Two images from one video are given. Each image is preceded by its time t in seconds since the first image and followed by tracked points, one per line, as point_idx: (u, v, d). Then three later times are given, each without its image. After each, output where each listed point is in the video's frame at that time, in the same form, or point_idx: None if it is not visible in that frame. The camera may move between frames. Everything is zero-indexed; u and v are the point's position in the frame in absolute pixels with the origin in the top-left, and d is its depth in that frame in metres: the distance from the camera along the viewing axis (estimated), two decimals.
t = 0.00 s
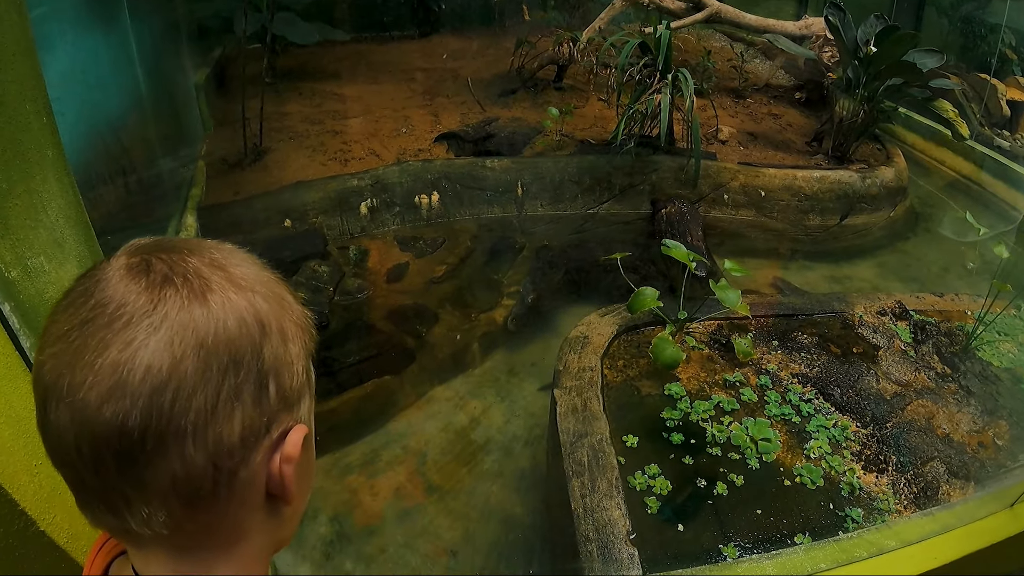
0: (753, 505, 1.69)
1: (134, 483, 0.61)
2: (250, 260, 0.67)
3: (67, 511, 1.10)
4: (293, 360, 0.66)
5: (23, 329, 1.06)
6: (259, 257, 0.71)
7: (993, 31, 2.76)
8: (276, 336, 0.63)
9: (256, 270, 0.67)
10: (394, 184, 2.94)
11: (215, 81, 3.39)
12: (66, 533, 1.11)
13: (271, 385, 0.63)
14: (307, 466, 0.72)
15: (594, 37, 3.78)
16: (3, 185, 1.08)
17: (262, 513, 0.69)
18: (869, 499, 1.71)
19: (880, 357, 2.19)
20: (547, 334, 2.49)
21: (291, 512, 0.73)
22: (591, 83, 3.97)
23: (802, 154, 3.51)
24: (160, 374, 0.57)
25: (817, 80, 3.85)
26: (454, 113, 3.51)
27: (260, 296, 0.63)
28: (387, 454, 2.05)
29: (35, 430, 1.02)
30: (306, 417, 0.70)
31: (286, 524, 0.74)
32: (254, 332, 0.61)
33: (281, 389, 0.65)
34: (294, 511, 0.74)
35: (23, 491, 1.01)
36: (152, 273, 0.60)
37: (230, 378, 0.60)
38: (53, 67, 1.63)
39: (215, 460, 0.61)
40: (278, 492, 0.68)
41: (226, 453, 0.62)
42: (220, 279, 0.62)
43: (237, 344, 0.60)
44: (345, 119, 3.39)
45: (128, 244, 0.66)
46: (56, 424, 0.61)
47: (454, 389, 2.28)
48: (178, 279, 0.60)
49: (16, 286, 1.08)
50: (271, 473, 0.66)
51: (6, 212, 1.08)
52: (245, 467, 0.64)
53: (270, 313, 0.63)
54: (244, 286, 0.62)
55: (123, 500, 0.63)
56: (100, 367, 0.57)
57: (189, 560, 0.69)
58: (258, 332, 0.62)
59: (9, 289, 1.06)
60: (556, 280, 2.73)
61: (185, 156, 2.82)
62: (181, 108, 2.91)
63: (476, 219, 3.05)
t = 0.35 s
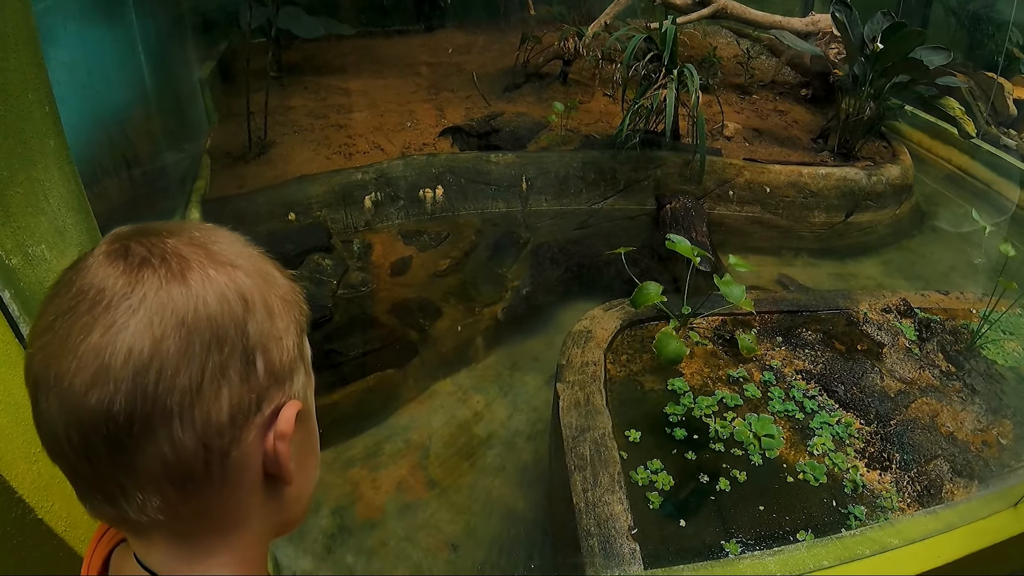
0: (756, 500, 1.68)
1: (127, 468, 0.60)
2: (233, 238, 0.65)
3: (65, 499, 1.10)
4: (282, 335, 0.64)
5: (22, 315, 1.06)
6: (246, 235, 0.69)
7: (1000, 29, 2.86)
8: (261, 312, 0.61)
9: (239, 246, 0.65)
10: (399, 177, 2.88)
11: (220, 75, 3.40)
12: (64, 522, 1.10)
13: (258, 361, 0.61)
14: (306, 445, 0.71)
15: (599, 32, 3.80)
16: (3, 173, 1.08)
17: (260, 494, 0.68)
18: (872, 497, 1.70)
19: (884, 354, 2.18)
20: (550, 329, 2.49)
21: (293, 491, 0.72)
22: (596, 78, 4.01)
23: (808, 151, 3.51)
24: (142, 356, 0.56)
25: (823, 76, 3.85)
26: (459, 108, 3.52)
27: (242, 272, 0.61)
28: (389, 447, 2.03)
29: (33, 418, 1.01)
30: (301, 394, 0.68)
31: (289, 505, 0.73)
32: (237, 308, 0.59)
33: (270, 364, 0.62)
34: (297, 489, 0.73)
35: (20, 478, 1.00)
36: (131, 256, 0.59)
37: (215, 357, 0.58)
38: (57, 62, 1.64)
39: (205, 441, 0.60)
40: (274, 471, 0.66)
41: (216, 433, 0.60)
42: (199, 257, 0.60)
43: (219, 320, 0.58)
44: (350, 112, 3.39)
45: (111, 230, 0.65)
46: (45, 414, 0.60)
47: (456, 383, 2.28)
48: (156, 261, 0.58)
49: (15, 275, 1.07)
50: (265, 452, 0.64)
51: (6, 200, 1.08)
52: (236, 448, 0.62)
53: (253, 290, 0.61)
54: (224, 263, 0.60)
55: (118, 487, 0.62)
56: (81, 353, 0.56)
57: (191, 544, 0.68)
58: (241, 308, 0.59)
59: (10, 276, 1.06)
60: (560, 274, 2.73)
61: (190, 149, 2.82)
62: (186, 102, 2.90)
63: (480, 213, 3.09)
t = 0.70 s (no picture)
0: (761, 496, 1.68)
1: (123, 453, 0.60)
2: (234, 225, 0.66)
3: (68, 490, 1.08)
4: (281, 320, 0.63)
5: (24, 305, 1.05)
6: (249, 222, 0.69)
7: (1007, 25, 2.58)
8: (259, 298, 0.61)
9: (240, 233, 0.65)
10: (402, 173, 2.92)
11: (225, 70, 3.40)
12: (66, 514, 1.08)
13: (257, 346, 0.61)
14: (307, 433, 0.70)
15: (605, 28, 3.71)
16: (6, 163, 1.08)
17: (260, 482, 0.67)
18: (877, 492, 1.70)
19: (890, 350, 2.17)
20: (555, 324, 2.49)
21: (294, 479, 0.71)
22: (600, 74, 4.01)
23: (814, 147, 3.51)
24: (138, 338, 0.56)
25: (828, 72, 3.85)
26: (464, 104, 3.53)
27: (242, 257, 0.61)
28: (394, 442, 2.04)
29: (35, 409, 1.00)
30: (303, 382, 0.67)
31: (290, 494, 0.72)
32: (235, 293, 0.59)
33: (270, 350, 0.62)
34: (298, 479, 0.72)
35: (22, 469, 0.99)
36: (130, 241, 0.59)
37: (212, 340, 0.58)
38: (62, 57, 1.63)
39: (202, 426, 0.59)
40: (274, 459, 0.65)
41: (213, 418, 0.59)
42: (198, 241, 0.60)
43: (216, 304, 0.58)
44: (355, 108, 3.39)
45: (114, 218, 0.65)
46: (44, 399, 0.60)
47: (461, 378, 2.28)
48: (154, 246, 0.59)
49: (18, 265, 1.07)
50: (264, 439, 0.63)
51: (8, 190, 1.08)
52: (235, 434, 0.62)
53: (252, 274, 0.61)
54: (223, 248, 0.61)
55: (115, 472, 0.62)
56: (78, 336, 0.57)
57: (191, 531, 0.68)
58: (239, 293, 0.59)
59: (11, 266, 1.06)
60: (564, 269, 2.73)
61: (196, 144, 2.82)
62: (195, 100, 2.89)
63: (485, 209, 3.07)
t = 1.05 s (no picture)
0: (765, 494, 1.68)
1: (147, 443, 0.59)
2: (252, 216, 0.67)
3: (72, 484, 1.07)
4: (303, 309, 0.64)
5: (31, 300, 1.06)
6: (266, 215, 0.71)
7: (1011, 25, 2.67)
8: (283, 285, 0.62)
9: (260, 225, 0.66)
10: (406, 170, 2.93)
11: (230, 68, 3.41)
12: (71, 508, 1.07)
13: (281, 334, 0.62)
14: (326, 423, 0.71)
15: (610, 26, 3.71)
16: (13, 156, 1.08)
17: (280, 473, 0.68)
18: (882, 492, 1.70)
19: (894, 349, 2.17)
20: (559, 321, 2.49)
21: (312, 470, 0.72)
22: (605, 72, 4.01)
23: (819, 146, 3.51)
24: (166, 325, 0.56)
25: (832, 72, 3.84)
26: (468, 102, 3.53)
27: (265, 246, 0.62)
28: (398, 438, 2.04)
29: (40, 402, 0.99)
30: (321, 371, 0.68)
31: (307, 485, 0.73)
32: (260, 280, 0.60)
33: (293, 338, 0.63)
34: (315, 470, 0.73)
35: (26, 462, 0.98)
36: (154, 230, 0.60)
37: (239, 327, 0.59)
38: (68, 50, 1.64)
39: (229, 413, 0.60)
40: (296, 448, 0.66)
41: (240, 405, 0.60)
42: (222, 231, 0.61)
43: (243, 291, 0.59)
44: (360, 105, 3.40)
45: (128, 210, 0.66)
46: (62, 390, 0.60)
47: (465, 375, 2.28)
48: (178, 234, 0.59)
49: (24, 257, 1.08)
50: (287, 427, 0.64)
51: (14, 183, 1.08)
52: (259, 421, 0.62)
53: (275, 263, 0.62)
54: (246, 237, 0.62)
55: (136, 464, 0.61)
56: (103, 323, 0.57)
57: (210, 524, 0.68)
58: (264, 280, 0.60)
59: (17, 259, 1.06)
60: (569, 267, 2.73)
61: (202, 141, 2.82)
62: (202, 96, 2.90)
63: (490, 207, 3.06)
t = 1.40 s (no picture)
0: (763, 494, 1.68)
1: (160, 444, 0.59)
2: (258, 216, 0.67)
3: (70, 484, 1.07)
4: (312, 308, 0.65)
5: (30, 300, 1.06)
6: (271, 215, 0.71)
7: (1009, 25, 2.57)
8: (294, 285, 0.62)
9: (267, 225, 0.67)
10: (404, 171, 2.93)
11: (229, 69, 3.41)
12: (69, 508, 1.07)
13: (293, 333, 0.62)
14: (334, 422, 0.72)
15: (609, 26, 3.71)
16: (12, 156, 1.08)
17: (289, 471, 0.68)
18: (880, 491, 1.70)
19: (892, 349, 2.18)
20: (557, 321, 2.49)
21: (320, 468, 0.73)
22: (603, 72, 4.02)
23: (817, 147, 3.51)
24: (180, 325, 0.56)
25: (829, 72, 3.86)
26: (466, 102, 3.53)
27: (275, 246, 0.63)
28: (397, 439, 2.04)
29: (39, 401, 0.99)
30: (330, 370, 0.69)
31: (314, 483, 0.74)
32: (272, 279, 0.60)
33: (304, 337, 0.63)
34: (323, 469, 0.74)
35: (25, 462, 0.98)
36: (163, 230, 0.60)
37: (252, 326, 0.59)
38: (68, 50, 1.65)
39: (243, 411, 0.60)
40: (306, 446, 0.67)
41: (254, 403, 0.60)
42: (232, 230, 0.61)
43: (255, 290, 0.59)
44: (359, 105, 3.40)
45: (133, 210, 0.65)
46: (71, 392, 0.59)
47: (464, 375, 2.28)
48: (190, 234, 0.59)
49: (22, 257, 1.08)
50: (299, 426, 0.65)
51: (13, 184, 1.08)
52: (272, 420, 0.62)
53: (286, 262, 0.63)
54: (256, 236, 0.62)
55: (149, 465, 0.61)
56: (116, 324, 0.56)
57: (221, 524, 0.68)
58: (276, 280, 0.61)
59: (16, 260, 1.06)
60: (568, 265, 2.72)
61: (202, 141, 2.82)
62: (200, 97, 2.90)
63: (488, 207, 3.06)
